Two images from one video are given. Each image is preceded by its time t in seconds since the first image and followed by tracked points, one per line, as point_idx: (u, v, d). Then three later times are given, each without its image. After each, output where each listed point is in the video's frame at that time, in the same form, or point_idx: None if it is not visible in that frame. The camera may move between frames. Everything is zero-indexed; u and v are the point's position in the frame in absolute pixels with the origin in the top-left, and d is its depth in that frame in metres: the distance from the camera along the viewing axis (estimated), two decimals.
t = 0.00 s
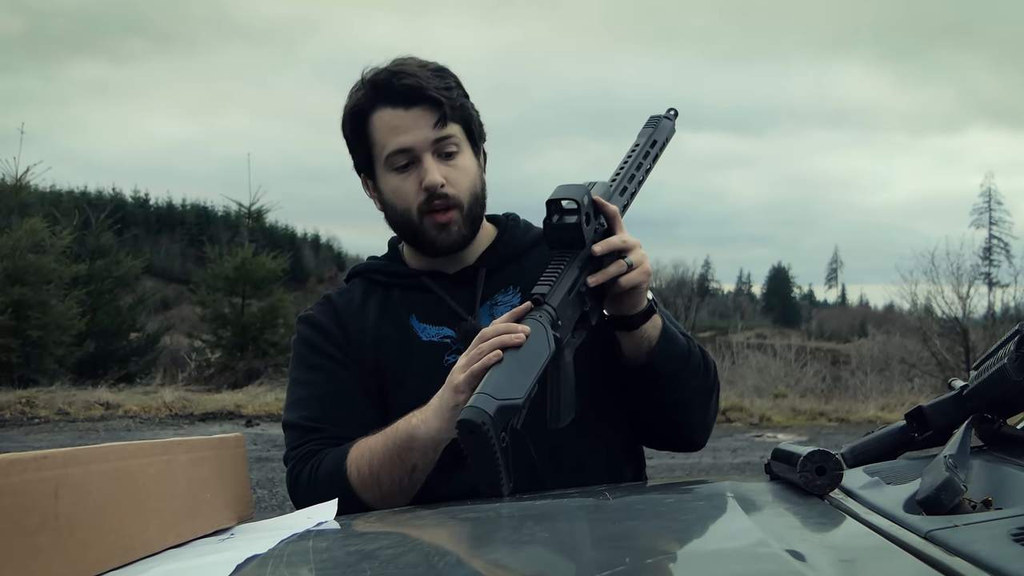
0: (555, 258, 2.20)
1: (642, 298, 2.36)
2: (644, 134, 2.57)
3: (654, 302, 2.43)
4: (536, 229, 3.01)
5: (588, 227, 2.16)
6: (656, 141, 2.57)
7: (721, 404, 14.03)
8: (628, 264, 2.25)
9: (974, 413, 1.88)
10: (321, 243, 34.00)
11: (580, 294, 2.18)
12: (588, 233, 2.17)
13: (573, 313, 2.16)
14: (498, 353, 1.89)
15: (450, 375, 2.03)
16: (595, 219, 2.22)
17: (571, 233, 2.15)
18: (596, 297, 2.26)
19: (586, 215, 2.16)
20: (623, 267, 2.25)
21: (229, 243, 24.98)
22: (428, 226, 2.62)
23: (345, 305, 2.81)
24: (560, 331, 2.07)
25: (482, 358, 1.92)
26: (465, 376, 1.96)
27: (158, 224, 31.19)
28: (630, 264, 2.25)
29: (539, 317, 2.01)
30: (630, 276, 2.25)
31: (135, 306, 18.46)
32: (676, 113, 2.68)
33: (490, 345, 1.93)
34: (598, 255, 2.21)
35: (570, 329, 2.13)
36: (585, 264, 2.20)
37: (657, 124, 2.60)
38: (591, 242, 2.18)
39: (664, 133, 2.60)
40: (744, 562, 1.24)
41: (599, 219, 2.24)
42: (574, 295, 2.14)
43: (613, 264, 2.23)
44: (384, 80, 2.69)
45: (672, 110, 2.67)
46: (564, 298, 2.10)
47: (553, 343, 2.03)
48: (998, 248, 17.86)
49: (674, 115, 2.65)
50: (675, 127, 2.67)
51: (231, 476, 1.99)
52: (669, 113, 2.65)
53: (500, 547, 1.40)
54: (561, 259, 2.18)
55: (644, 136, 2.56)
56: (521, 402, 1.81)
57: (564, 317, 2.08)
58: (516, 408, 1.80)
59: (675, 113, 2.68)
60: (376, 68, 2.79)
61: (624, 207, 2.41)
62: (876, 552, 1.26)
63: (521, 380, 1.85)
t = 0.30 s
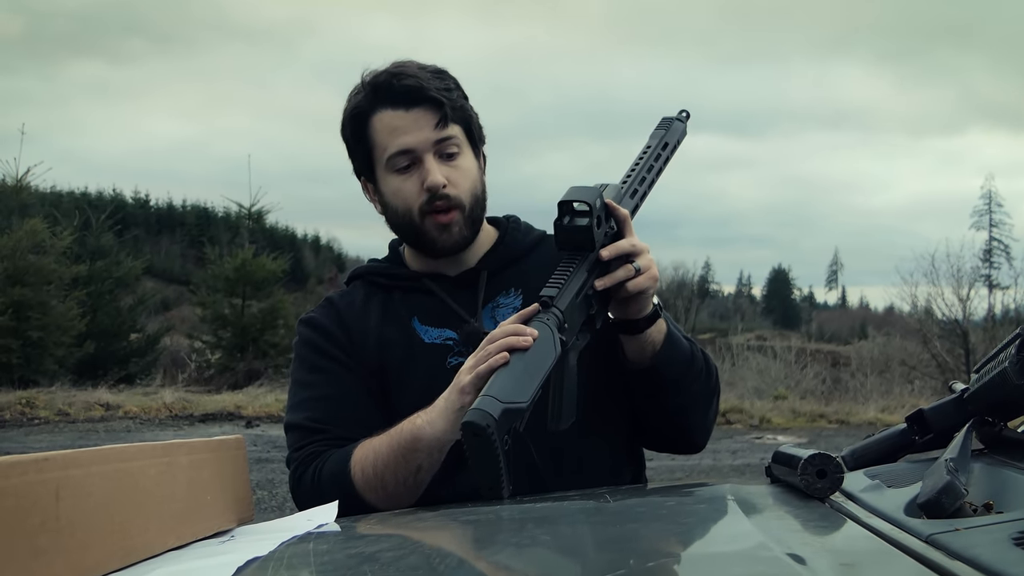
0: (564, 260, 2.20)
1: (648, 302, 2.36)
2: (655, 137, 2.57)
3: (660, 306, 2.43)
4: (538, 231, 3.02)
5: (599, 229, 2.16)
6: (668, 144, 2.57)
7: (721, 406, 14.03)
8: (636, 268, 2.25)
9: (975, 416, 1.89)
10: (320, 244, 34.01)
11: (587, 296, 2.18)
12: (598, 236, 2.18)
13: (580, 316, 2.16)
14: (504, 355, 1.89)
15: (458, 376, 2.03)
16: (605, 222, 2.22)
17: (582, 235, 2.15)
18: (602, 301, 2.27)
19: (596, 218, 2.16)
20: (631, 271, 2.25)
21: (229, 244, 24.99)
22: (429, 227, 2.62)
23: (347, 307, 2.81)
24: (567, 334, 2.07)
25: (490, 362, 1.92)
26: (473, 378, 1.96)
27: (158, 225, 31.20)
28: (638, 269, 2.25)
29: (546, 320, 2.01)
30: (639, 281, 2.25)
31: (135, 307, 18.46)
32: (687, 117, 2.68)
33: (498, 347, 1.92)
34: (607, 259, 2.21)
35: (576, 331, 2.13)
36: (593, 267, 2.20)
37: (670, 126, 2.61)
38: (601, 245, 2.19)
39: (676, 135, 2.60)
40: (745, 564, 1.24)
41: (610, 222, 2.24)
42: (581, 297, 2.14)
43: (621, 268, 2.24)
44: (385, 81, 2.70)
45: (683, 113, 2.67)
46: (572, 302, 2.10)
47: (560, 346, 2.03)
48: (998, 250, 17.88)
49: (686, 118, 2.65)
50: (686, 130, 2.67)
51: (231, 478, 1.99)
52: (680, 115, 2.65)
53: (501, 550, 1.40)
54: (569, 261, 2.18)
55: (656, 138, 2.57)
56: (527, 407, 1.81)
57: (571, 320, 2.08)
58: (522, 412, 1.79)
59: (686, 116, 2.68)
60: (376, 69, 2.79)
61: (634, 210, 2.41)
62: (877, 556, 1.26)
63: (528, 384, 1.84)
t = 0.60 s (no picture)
0: (556, 262, 2.20)
1: (646, 302, 2.35)
2: (649, 143, 2.57)
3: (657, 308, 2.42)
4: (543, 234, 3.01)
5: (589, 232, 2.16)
6: (661, 150, 2.58)
7: (721, 408, 14.01)
8: (630, 270, 2.25)
9: (977, 419, 1.88)
10: (321, 246, 34.04)
11: (581, 299, 2.18)
12: (589, 239, 2.17)
13: (575, 318, 2.15)
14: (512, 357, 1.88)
15: (458, 350, 1.98)
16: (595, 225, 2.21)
17: (571, 239, 2.14)
18: (598, 303, 2.26)
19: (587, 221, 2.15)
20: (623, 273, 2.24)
21: (229, 246, 25.00)
22: (434, 225, 2.62)
23: (352, 304, 2.80)
24: (562, 335, 2.07)
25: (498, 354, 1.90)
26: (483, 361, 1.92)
27: (159, 226, 31.24)
28: (631, 271, 2.25)
29: (539, 323, 2.01)
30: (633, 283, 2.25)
31: (135, 308, 18.46)
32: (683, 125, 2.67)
33: (510, 341, 1.92)
34: (601, 258, 2.21)
35: (572, 335, 2.13)
36: (587, 269, 2.20)
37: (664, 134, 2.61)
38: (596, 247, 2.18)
39: (669, 142, 2.60)
40: (744, 569, 1.24)
41: (600, 225, 2.23)
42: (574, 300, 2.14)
43: (614, 273, 2.24)
44: (393, 81, 2.70)
45: (678, 121, 2.67)
46: (565, 304, 2.10)
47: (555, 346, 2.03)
48: (998, 252, 17.88)
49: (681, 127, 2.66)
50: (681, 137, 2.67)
51: (232, 479, 1.99)
52: (674, 122, 2.65)
53: (502, 553, 1.39)
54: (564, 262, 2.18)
55: (649, 144, 2.56)
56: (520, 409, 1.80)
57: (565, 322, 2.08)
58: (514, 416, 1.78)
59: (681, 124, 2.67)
60: (385, 69, 2.80)
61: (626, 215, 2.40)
62: (878, 559, 1.26)
63: (518, 385, 1.84)
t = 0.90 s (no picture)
0: (545, 262, 2.21)
1: (639, 298, 2.36)
2: (633, 141, 2.57)
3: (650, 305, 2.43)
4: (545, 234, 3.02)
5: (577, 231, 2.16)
6: (646, 148, 2.58)
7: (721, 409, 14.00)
8: (620, 266, 2.26)
9: (977, 418, 1.88)
10: (321, 248, 34.04)
11: (574, 298, 2.18)
12: (577, 239, 2.18)
13: (567, 318, 2.15)
14: (539, 333, 1.97)
15: (485, 323, 1.97)
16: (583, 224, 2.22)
17: (559, 238, 2.15)
18: (591, 302, 2.27)
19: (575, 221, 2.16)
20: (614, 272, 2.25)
21: (229, 249, 25.00)
22: (433, 225, 2.62)
23: (357, 295, 2.79)
24: (554, 333, 2.07)
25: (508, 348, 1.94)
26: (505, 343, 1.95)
27: (158, 229, 31.24)
28: (621, 266, 2.26)
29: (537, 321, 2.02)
30: (625, 281, 2.26)
31: (135, 311, 18.45)
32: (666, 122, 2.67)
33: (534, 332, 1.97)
34: (590, 258, 2.21)
35: (564, 334, 2.12)
36: (576, 268, 2.20)
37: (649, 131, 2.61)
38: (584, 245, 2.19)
39: (654, 139, 2.60)
40: (742, 568, 1.24)
41: (588, 223, 2.24)
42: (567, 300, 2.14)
43: (605, 271, 2.23)
44: (397, 79, 2.70)
45: (662, 118, 2.67)
46: (556, 302, 2.10)
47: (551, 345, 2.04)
48: (998, 252, 17.89)
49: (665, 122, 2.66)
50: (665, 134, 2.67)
51: (231, 481, 1.98)
52: (659, 120, 2.65)
53: (501, 553, 1.39)
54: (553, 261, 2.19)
55: (634, 143, 2.57)
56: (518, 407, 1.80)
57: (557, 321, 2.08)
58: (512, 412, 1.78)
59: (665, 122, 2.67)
60: (391, 66, 2.79)
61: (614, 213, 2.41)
62: (879, 557, 1.26)
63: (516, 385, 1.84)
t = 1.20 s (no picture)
0: (546, 263, 2.21)
1: (642, 299, 2.36)
2: (636, 140, 2.57)
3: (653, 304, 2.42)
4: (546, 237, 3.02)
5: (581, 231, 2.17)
6: (649, 147, 2.57)
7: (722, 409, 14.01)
8: (623, 266, 2.25)
9: (980, 417, 1.87)
10: (320, 251, 34.04)
11: (576, 299, 2.17)
12: (580, 238, 2.17)
13: (570, 319, 2.15)
14: (541, 336, 1.96)
15: (484, 326, 1.97)
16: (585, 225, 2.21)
17: (561, 239, 2.15)
18: (593, 303, 2.26)
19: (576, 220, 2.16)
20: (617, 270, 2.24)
21: (229, 251, 25.00)
22: (441, 224, 2.61)
23: (359, 297, 2.78)
24: (556, 334, 2.06)
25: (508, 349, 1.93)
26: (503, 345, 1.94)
27: (158, 232, 31.24)
28: (624, 266, 2.25)
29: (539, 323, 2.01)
30: (628, 280, 2.25)
31: (136, 314, 18.44)
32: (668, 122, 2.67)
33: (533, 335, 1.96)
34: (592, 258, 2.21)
35: (567, 335, 2.12)
36: (579, 268, 2.20)
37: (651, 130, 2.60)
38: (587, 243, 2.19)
39: (656, 138, 2.59)
40: (746, 569, 1.23)
41: (590, 224, 2.23)
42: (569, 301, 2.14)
43: (608, 270, 2.23)
44: (412, 75, 2.69)
45: (664, 117, 2.66)
46: (558, 303, 2.10)
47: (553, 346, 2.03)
48: (998, 251, 17.89)
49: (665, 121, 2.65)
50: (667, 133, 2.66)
51: (233, 484, 1.98)
52: (661, 119, 2.65)
53: (504, 555, 1.39)
54: (554, 261, 2.19)
55: (636, 142, 2.56)
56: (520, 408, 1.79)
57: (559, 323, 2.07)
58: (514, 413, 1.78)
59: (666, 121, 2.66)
60: (403, 63, 2.79)
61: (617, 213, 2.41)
62: (884, 558, 1.25)
63: (518, 386, 1.83)
